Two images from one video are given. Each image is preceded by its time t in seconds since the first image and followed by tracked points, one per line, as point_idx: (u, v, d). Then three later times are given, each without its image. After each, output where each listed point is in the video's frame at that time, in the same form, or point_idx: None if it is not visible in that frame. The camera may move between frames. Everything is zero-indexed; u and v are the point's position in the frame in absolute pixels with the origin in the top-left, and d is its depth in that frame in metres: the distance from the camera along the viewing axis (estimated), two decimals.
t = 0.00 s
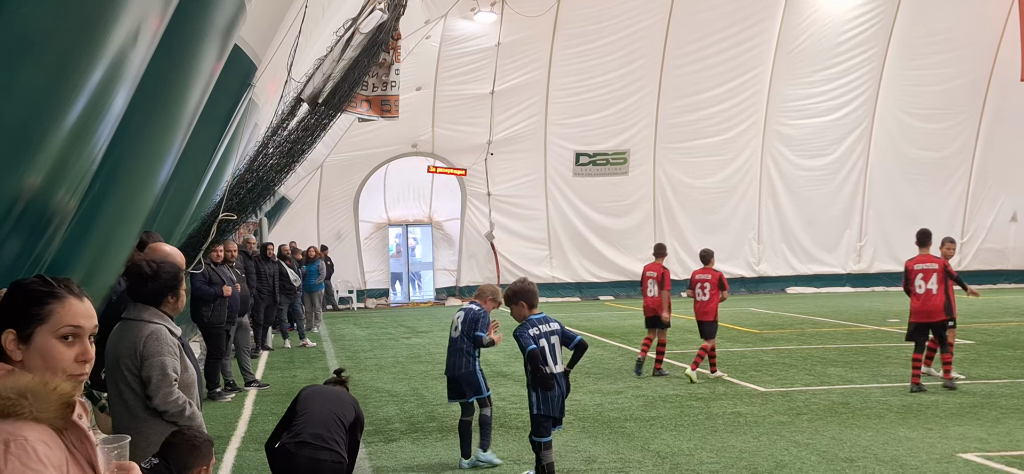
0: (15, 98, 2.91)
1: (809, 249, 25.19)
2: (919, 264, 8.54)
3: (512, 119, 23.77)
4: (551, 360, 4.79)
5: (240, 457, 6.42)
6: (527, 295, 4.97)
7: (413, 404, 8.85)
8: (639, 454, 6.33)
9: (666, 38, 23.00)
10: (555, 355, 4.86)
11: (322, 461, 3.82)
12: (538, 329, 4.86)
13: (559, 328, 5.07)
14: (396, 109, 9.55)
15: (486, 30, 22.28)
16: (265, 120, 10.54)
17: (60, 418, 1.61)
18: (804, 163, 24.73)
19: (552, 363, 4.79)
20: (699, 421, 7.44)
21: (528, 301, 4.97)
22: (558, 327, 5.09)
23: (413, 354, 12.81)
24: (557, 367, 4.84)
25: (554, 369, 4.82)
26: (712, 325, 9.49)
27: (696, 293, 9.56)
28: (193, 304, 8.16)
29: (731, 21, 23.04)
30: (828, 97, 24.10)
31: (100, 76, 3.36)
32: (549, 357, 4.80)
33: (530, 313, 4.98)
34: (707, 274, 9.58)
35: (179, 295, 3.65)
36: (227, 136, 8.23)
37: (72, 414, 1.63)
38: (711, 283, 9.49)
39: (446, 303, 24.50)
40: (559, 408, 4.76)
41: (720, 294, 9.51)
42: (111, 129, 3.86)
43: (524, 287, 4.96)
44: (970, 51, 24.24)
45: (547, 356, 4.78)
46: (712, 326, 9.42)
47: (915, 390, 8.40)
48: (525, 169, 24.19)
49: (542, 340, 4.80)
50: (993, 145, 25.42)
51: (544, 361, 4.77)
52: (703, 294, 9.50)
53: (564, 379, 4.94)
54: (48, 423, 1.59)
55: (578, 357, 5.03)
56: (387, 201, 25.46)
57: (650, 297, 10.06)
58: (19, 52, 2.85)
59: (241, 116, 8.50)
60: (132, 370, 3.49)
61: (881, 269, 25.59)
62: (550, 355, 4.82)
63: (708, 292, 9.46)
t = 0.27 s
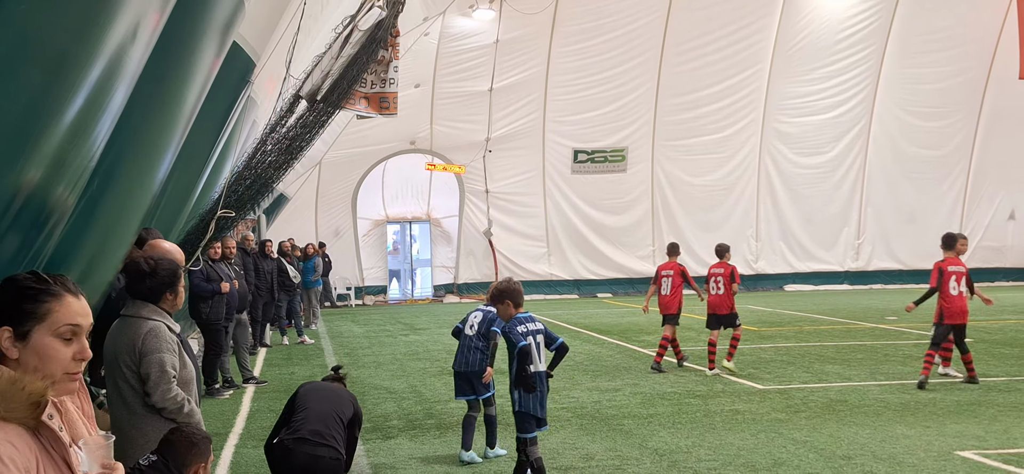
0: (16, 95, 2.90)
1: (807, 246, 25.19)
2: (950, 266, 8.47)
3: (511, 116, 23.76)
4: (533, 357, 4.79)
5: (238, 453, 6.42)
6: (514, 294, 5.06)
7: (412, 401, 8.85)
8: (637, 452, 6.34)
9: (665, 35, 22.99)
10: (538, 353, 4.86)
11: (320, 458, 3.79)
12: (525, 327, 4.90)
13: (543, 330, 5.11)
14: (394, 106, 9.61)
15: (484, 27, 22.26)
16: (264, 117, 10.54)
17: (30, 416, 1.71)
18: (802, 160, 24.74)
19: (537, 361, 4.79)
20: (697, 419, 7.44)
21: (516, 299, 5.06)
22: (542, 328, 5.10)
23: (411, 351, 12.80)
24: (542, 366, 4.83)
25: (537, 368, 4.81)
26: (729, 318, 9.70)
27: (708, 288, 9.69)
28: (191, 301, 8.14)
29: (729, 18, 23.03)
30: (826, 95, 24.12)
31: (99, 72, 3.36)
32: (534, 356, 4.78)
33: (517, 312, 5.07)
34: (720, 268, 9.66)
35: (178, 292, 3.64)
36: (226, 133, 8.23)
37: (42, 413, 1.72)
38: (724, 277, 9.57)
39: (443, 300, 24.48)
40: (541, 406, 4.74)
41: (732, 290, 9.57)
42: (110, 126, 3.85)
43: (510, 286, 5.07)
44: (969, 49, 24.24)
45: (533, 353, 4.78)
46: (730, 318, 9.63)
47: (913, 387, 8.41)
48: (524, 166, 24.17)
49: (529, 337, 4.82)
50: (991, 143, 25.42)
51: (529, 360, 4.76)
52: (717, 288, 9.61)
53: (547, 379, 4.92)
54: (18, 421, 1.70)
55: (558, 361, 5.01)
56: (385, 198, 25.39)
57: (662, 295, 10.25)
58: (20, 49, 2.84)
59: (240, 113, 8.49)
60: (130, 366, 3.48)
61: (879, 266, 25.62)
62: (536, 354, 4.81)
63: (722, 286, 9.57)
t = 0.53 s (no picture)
0: (15, 93, 2.88)
1: (805, 244, 25.20)
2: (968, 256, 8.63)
3: (509, 112, 23.72)
4: (514, 355, 4.83)
5: (237, 450, 6.42)
6: (501, 290, 5.06)
7: (410, 398, 8.84)
8: (635, 449, 6.34)
9: (663, 33, 22.96)
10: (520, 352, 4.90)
11: (317, 454, 3.80)
12: (508, 323, 4.93)
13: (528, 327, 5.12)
14: (393, 104, 9.56)
15: (483, 24, 22.24)
16: (262, 113, 10.52)
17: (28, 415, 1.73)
18: (800, 158, 24.74)
19: (517, 359, 4.83)
20: (695, 416, 7.44)
21: (506, 295, 5.07)
22: (527, 327, 5.12)
23: (409, 348, 12.80)
24: (522, 363, 4.86)
25: (518, 366, 4.85)
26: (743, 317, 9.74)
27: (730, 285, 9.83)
28: (189, 297, 8.14)
29: (728, 15, 22.99)
30: (825, 92, 24.12)
31: (98, 69, 3.34)
32: (515, 353, 4.84)
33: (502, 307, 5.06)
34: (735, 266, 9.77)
35: (177, 288, 3.62)
36: (224, 129, 8.21)
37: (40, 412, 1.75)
38: (738, 276, 9.64)
39: (442, 297, 24.46)
40: (518, 403, 4.78)
41: (748, 286, 9.58)
42: (108, 123, 3.84)
43: (498, 281, 5.05)
44: (966, 47, 24.25)
45: (513, 351, 4.83)
46: (743, 318, 9.67)
47: (911, 385, 8.42)
48: (522, 163, 24.13)
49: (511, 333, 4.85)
50: (989, 141, 25.42)
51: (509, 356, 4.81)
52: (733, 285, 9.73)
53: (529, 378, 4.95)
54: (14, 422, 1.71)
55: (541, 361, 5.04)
56: (384, 195, 25.34)
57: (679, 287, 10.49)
58: (19, 47, 2.83)
59: (238, 109, 8.46)
60: (129, 363, 3.48)
61: (876, 264, 25.66)
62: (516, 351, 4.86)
63: (737, 284, 9.67)
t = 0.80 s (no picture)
0: (14, 92, 2.88)
1: (804, 242, 25.20)
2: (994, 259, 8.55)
3: (508, 110, 23.70)
4: (493, 353, 4.87)
5: (235, 448, 6.41)
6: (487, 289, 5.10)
7: (409, 396, 8.84)
8: (634, 447, 6.33)
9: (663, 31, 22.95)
10: (502, 349, 4.92)
11: (315, 452, 3.80)
12: (485, 321, 4.97)
13: (515, 325, 5.07)
14: (392, 102, 9.55)
15: (483, 22, 22.25)
16: (261, 111, 10.52)
17: (29, 409, 1.91)
18: (799, 156, 24.74)
19: (494, 356, 4.85)
20: (694, 414, 7.44)
21: (493, 292, 5.07)
22: (516, 323, 5.11)
23: (408, 347, 12.79)
24: (499, 360, 4.86)
25: (499, 364, 4.87)
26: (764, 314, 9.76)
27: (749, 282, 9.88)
28: (187, 295, 8.17)
29: (727, 13, 22.98)
30: (824, 91, 24.12)
31: (97, 67, 3.34)
32: (491, 351, 4.87)
33: (490, 305, 5.10)
34: (755, 262, 9.84)
35: (177, 286, 3.61)
36: (223, 127, 8.19)
37: (40, 406, 1.94)
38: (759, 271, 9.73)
39: (440, 295, 24.42)
40: (498, 402, 4.81)
41: (768, 283, 9.64)
42: (107, 121, 3.84)
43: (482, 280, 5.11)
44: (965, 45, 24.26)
45: (488, 348, 4.87)
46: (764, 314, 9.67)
47: (910, 383, 8.42)
48: (521, 161, 24.12)
49: (485, 331, 4.91)
50: (988, 140, 25.45)
51: (485, 353, 4.86)
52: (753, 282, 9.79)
53: (514, 376, 4.95)
54: (18, 414, 1.89)
55: (524, 358, 4.99)
56: (382, 193, 25.28)
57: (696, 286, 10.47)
58: (19, 46, 2.82)
59: (236, 107, 8.44)
60: (129, 361, 3.47)
61: (875, 263, 25.66)
62: (493, 348, 4.89)
63: (756, 280, 9.75)
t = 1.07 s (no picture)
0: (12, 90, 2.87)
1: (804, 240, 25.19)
2: None
3: (508, 108, 23.69)
4: (467, 349, 5.08)
5: (234, 446, 6.42)
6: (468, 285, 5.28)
7: (408, 394, 8.84)
8: (633, 445, 6.34)
9: (663, 29, 22.97)
10: (474, 345, 5.05)
11: (315, 449, 3.81)
12: (461, 317, 5.19)
13: (491, 319, 5.06)
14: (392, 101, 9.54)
15: (482, 20, 22.28)
16: (260, 109, 10.51)
17: (27, 412, 2.12)
18: (798, 154, 24.73)
19: (466, 352, 5.07)
20: (693, 412, 7.45)
21: (473, 290, 5.15)
22: (491, 318, 5.08)
23: (407, 345, 12.79)
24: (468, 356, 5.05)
25: (471, 360, 5.05)
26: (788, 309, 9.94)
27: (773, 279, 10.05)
28: (186, 294, 8.17)
29: (727, 11, 22.97)
30: (824, 89, 24.11)
31: (95, 65, 3.33)
32: (463, 346, 5.09)
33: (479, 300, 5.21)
34: (779, 260, 9.93)
35: (177, 284, 3.61)
36: (222, 125, 8.17)
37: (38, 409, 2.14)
38: (783, 268, 9.85)
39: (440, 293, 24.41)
40: (467, 396, 5.01)
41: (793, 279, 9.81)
42: (106, 119, 3.83)
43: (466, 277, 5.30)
44: (964, 44, 24.27)
45: (460, 343, 5.12)
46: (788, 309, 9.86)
47: (909, 381, 8.43)
48: (520, 159, 24.10)
49: (457, 327, 5.16)
50: (988, 138, 25.40)
51: (459, 349, 5.13)
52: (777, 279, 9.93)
53: (488, 371, 5.01)
54: (16, 416, 2.09)
55: (492, 353, 4.97)
56: (382, 191, 25.27)
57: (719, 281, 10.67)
58: (17, 45, 2.82)
59: (236, 105, 8.42)
60: (129, 359, 3.47)
61: (875, 261, 25.65)
62: (466, 343, 5.09)
63: (779, 276, 9.90)
